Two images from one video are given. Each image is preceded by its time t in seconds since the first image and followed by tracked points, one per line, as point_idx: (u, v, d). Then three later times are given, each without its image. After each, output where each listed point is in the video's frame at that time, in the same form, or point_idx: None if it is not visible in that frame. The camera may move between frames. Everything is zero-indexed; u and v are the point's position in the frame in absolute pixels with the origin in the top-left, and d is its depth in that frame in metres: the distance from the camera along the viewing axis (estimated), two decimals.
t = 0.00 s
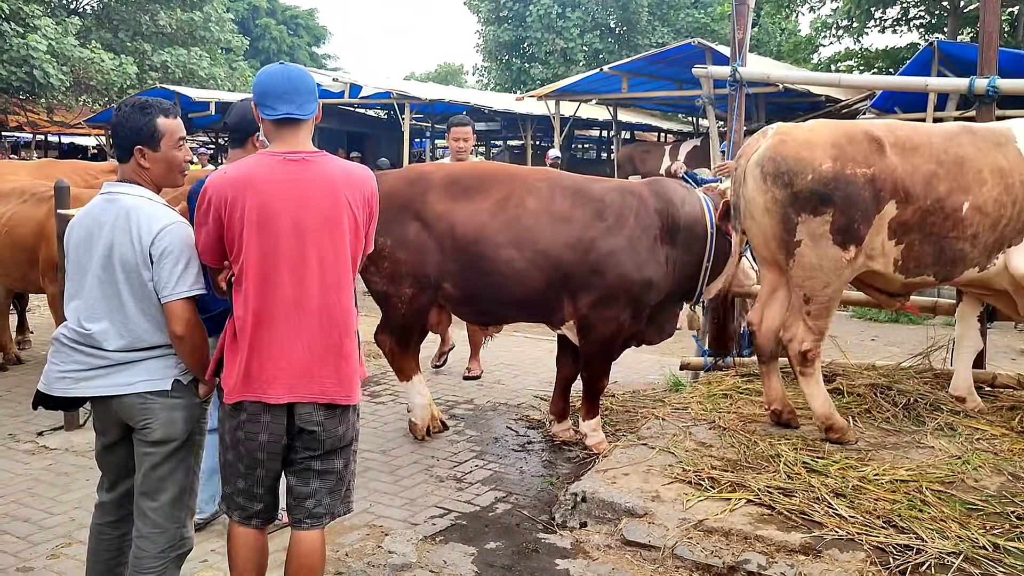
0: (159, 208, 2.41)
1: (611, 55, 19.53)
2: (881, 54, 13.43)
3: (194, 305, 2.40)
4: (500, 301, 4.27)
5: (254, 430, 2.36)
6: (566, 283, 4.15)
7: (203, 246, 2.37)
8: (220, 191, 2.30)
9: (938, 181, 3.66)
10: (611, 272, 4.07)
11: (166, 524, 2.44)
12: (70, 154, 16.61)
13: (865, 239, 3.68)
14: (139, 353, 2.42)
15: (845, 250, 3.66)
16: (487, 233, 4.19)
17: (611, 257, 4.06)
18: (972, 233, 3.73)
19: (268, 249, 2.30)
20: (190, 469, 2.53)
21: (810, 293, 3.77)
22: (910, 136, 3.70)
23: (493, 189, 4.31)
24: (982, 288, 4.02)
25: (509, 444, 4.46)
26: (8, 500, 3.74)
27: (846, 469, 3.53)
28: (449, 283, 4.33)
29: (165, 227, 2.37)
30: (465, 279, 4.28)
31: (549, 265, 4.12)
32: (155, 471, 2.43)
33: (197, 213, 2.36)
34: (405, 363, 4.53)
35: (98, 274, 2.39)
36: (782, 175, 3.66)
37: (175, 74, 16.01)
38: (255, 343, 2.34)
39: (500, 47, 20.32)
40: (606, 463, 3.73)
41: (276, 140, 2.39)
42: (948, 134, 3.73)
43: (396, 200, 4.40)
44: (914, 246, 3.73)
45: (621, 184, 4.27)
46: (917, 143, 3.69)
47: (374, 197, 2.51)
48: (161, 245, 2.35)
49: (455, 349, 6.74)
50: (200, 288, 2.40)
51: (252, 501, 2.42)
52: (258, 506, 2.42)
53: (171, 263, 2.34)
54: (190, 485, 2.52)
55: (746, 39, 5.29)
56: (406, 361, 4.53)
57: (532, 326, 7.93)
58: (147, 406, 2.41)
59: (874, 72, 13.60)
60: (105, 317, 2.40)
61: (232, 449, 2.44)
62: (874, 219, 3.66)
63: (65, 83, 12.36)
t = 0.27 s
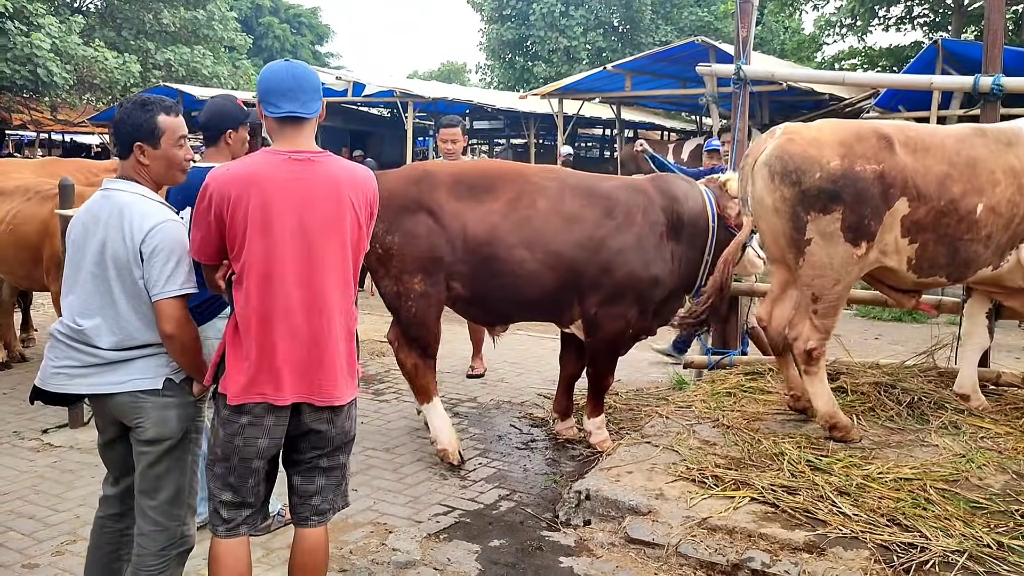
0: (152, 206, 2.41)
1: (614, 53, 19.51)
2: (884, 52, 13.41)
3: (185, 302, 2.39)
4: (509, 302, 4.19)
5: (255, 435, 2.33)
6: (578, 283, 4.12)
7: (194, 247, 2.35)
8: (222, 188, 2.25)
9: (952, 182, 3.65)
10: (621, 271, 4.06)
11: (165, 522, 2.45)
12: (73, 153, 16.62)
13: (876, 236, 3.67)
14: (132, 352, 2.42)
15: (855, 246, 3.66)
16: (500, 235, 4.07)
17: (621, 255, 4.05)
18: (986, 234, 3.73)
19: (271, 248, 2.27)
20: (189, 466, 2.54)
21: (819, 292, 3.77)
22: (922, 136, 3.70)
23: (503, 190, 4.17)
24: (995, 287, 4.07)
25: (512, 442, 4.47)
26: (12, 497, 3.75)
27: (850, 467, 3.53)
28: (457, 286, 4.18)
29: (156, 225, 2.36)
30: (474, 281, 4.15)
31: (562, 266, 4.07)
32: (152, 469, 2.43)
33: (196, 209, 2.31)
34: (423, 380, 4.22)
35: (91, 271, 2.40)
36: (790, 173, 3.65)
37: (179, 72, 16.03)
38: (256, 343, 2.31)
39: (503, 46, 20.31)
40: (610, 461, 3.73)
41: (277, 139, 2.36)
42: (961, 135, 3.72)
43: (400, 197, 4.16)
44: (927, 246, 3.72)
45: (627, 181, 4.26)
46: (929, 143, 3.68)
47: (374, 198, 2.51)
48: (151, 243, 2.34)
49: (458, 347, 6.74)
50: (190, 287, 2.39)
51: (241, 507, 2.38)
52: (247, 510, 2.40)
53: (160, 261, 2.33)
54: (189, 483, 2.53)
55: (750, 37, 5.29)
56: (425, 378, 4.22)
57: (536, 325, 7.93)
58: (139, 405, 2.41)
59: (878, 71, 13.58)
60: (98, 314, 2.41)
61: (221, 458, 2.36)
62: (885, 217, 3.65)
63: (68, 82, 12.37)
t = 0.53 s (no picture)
0: (126, 200, 2.38)
1: (617, 51, 19.49)
2: (888, 50, 13.39)
3: (159, 297, 2.36)
4: (519, 304, 4.13)
5: (256, 435, 2.28)
6: (592, 284, 4.08)
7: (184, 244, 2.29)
8: (219, 184, 2.20)
9: (953, 180, 3.65)
10: (638, 269, 4.05)
11: (159, 518, 2.49)
12: (77, 151, 16.65)
13: (879, 231, 3.67)
14: (109, 348, 2.43)
15: (860, 241, 3.66)
16: (514, 234, 3.99)
17: (637, 252, 4.04)
18: (988, 232, 3.73)
19: (270, 245, 2.22)
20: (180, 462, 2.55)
21: (824, 288, 3.76)
22: (926, 133, 3.69)
23: (515, 188, 4.09)
24: (1002, 286, 4.05)
25: (516, 438, 4.48)
26: (19, 492, 3.77)
27: (855, 464, 3.53)
28: (467, 287, 4.09)
29: (128, 219, 2.33)
30: (484, 282, 4.07)
31: (576, 267, 4.03)
32: (139, 468, 2.45)
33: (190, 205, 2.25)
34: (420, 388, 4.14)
35: (68, 265, 2.40)
36: (794, 171, 3.66)
37: (183, 70, 16.05)
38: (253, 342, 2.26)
39: (506, 43, 20.30)
40: (614, 458, 3.74)
41: (271, 136, 2.31)
42: (963, 133, 3.72)
43: (410, 198, 4.06)
44: (929, 243, 3.72)
45: (636, 177, 4.25)
46: (933, 139, 3.68)
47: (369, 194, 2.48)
48: (120, 239, 2.31)
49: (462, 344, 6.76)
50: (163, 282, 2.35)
51: (230, 507, 2.35)
52: (236, 510, 2.36)
53: (130, 255, 2.30)
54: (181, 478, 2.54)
55: (754, 34, 5.29)
56: (421, 384, 4.14)
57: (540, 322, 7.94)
58: (117, 402, 2.42)
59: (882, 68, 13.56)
60: (77, 308, 2.41)
61: (214, 460, 2.30)
62: (888, 213, 3.66)
63: (72, 79, 12.40)
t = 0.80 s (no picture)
0: (80, 189, 2.34)
1: (621, 47, 19.45)
2: (893, 45, 13.35)
3: (103, 287, 2.29)
4: (537, 299, 4.07)
5: (237, 436, 2.24)
6: (611, 277, 4.06)
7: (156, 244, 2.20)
8: (191, 179, 2.11)
9: (953, 165, 3.65)
10: (653, 265, 4.06)
11: (128, 519, 2.48)
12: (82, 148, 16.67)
13: (879, 220, 3.70)
14: (55, 342, 2.39)
15: (860, 231, 3.69)
16: (535, 228, 3.94)
17: (649, 248, 4.04)
18: (995, 220, 3.71)
19: (246, 243, 2.15)
20: (145, 461, 2.50)
21: (828, 280, 3.79)
22: (928, 119, 3.70)
23: (533, 180, 4.03)
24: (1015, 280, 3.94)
25: (520, 433, 4.48)
26: (24, 486, 3.77)
27: (860, 459, 3.53)
28: (486, 282, 4.02)
29: (77, 208, 2.28)
30: (504, 276, 4.00)
31: (594, 260, 4.00)
32: (99, 469, 2.42)
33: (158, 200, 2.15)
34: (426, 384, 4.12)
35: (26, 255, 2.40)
36: (794, 165, 3.71)
37: (186, 66, 16.05)
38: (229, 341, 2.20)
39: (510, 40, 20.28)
40: (619, 453, 3.74)
41: (247, 129, 2.22)
42: (971, 117, 3.71)
43: (423, 193, 3.98)
44: (931, 229, 3.73)
45: (643, 170, 4.25)
46: (934, 125, 3.69)
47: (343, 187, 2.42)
48: (67, 228, 2.26)
49: (466, 340, 6.77)
50: (110, 270, 2.28)
51: (224, 509, 2.30)
52: (230, 511, 2.32)
53: (75, 243, 2.24)
54: (146, 477, 2.50)
55: (759, 28, 5.28)
56: (427, 381, 4.11)
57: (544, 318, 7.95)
58: (62, 400, 2.39)
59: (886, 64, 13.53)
60: (30, 299, 2.41)
61: (198, 464, 2.24)
62: (889, 201, 3.68)
63: (76, 75, 12.40)
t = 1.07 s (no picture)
0: (46, 175, 2.35)
1: (626, 41, 19.40)
2: (899, 40, 13.30)
3: (67, 269, 2.28)
4: (541, 298, 4.03)
5: (212, 439, 2.22)
6: (621, 275, 4.05)
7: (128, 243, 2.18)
8: (164, 178, 2.08)
9: (957, 161, 3.63)
10: (663, 262, 4.08)
11: (101, 508, 2.44)
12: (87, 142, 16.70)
13: (888, 221, 3.70)
14: (29, 329, 2.41)
15: (864, 232, 3.72)
16: (547, 230, 3.90)
17: (658, 246, 4.05)
18: (1002, 218, 3.67)
19: (220, 244, 2.14)
20: (124, 452, 2.47)
21: (820, 267, 3.83)
22: (932, 113, 3.67)
23: (544, 182, 3.98)
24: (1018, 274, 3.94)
25: (524, 427, 4.49)
26: (32, 479, 3.80)
27: (864, 453, 3.53)
28: (491, 282, 3.97)
29: (40, 191, 2.29)
30: (509, 277, 3.95)
31: (605, 261, 3.99)
32: (74, 457, 2.41)
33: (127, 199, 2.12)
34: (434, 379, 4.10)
35: None
36: (794, 165, 3.75)
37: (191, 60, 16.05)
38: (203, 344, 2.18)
39: (514, 34, 20.25)
40: (623, 447, 3.75)
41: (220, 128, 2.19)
42: (979, 111, 3.66)
43: (434, 189, 3.87)
44: (938, 227, 3.70)
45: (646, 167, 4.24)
46: (938, 120, 3.66)
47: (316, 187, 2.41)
48: (32, 211, 2.27)
49: (470, 334, 6.78)
50: (71, 250, 2.28)
51: (213, 510, 2.27)
52: (220, 512, 2.29)
53: (37, 225, 2.25)
54: (124, 469, 2.46)
55: (764, 22, 5.26)
56: (433, 374, 4.10)
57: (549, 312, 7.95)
58: (35, 389, 2.39)
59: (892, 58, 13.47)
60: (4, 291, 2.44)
61: (177, 467, 2.23)
62: (897, 201, 3.67)
63: (80, 70, 12.42)
